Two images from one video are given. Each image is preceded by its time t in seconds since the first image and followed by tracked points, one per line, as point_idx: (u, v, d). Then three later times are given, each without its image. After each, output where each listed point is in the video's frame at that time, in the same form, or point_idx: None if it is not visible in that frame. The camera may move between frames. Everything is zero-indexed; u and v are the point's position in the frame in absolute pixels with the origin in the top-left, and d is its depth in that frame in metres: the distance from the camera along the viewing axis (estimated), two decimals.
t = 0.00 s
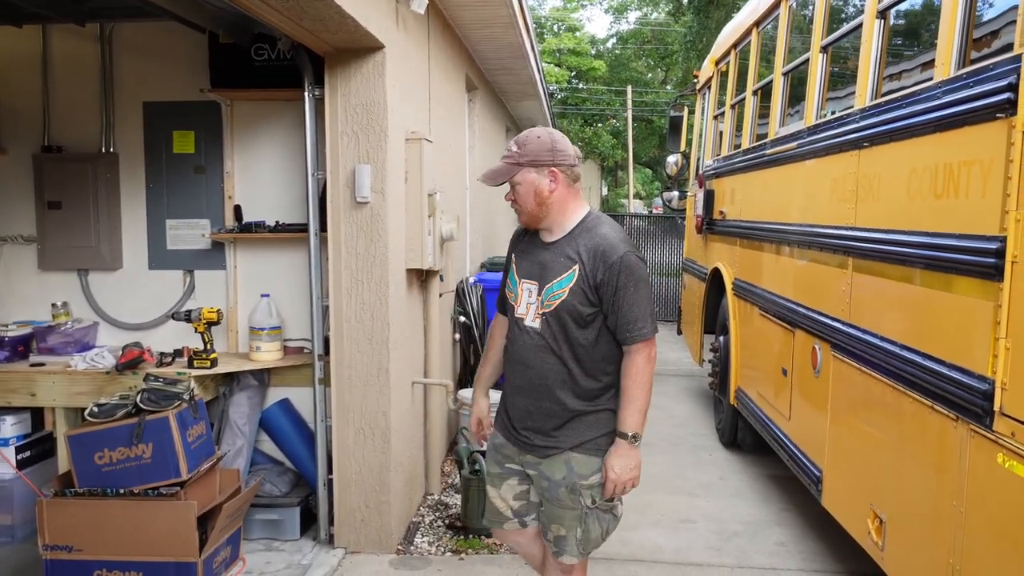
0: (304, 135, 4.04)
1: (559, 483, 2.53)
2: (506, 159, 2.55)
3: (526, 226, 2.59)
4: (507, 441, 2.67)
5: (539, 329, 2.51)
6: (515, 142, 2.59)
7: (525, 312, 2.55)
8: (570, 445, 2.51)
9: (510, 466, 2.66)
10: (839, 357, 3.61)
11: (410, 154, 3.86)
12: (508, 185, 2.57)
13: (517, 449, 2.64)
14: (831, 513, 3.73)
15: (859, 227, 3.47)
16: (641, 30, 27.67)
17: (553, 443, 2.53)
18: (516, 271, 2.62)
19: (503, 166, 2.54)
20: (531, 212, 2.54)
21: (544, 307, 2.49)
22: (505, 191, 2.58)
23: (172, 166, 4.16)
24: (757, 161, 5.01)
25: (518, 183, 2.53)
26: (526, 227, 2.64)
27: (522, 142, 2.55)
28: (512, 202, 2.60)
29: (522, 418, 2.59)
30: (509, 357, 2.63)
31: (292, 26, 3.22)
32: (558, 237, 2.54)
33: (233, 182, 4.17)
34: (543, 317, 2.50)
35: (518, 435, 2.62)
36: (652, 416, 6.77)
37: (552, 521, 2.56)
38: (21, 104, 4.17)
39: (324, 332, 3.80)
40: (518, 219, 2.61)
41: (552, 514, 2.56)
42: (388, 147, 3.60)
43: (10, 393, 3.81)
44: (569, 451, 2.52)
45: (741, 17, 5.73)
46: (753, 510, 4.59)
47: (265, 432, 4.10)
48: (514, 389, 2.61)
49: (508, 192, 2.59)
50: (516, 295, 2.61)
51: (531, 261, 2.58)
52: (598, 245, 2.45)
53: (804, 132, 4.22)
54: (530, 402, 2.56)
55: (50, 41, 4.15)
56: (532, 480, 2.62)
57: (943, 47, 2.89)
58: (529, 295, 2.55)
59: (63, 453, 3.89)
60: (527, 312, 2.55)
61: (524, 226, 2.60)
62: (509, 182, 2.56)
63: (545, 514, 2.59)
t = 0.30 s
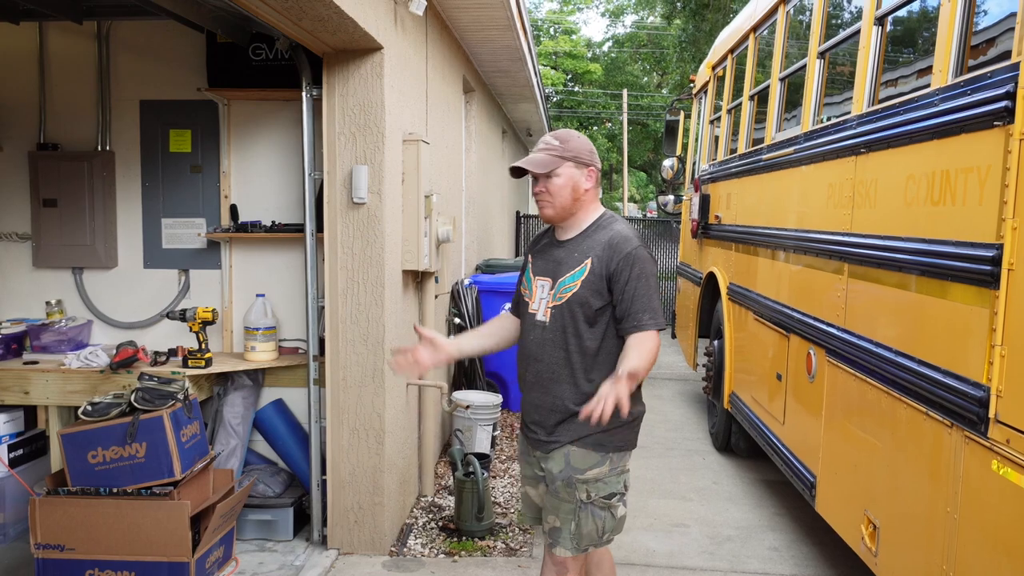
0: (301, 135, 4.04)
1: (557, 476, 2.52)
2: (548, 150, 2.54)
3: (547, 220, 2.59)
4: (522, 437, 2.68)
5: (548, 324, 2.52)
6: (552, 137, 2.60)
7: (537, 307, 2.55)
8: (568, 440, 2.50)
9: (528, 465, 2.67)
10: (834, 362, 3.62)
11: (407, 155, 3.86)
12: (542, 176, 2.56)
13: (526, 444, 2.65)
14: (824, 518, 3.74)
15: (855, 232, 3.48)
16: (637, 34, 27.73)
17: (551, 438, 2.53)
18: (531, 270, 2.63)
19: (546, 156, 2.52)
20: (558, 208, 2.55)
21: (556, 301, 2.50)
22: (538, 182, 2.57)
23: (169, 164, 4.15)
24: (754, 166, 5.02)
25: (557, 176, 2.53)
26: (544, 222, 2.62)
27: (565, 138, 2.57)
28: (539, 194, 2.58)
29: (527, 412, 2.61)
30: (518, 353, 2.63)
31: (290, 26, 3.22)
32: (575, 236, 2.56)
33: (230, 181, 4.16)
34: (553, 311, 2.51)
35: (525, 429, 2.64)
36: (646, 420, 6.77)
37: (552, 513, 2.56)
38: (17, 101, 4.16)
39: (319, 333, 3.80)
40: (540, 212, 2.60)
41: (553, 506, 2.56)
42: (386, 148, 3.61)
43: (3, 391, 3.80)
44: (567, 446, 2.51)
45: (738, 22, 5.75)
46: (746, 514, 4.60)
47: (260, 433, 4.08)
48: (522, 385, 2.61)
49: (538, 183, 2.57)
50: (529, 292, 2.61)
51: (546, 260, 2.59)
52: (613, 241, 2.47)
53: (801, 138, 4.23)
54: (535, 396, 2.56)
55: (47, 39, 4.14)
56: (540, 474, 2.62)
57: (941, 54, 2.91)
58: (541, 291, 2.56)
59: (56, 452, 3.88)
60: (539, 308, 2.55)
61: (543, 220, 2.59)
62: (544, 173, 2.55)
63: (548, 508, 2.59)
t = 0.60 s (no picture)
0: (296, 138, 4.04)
1: (590, 466, 2.55)
2: (575, 156, 2.56)
3: (570, 226, 2.62)
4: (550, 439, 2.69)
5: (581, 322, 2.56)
6: (575, 143, 2.63)
7: (567, 309, 2.58)
8: (603, 432, 2.53)
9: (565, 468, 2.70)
10: (828, 366, 3.63)
11: (401, 158, 3.86)
12: (567, 182, 2.58)
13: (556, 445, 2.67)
14: (818, 521, 3.75)
15: (849, 236, 3.49)
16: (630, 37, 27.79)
17: (584, 431, 2.56)
18: (552, 275, 2.65)
19: (574, 163, 2.54)
20: (583, 214, 2.60)
21: (589, 300, 2.55)
22: (564, 186, 2.58)
23: (163, 167, 4.14)
24: (747, 170, 5.04)
25: (585, 180, 2.57)
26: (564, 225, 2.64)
27: (589, 145, 2.60)
28: (565, 198, 2.60)
29: (555, 411, 2.63)
30: (548, 354, 2.63)
31: (285, 28, 3.23)
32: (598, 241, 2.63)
33: (224, 184, 4.15)
34: (586, 309, 2.55)
35: (553, 427, 2.65)
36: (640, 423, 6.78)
37: (581, 503, 2.58)
38: (10, 103, 4.14)
39: (313, 336, 3.79)
40: (564, 216, 2.61)
41: (582, 497, 2.58)
42: (381, 151, 3.60)
43: None
44: (602, 439, 2.53)
45: (732, 26, 5.77)
46: (740, 518, 4.61)
47: (254, 436, 4.07)
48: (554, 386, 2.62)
49: (562, 188, 2.59)
50: (553, 295, 2.63)
51: (568, 262, 2.63)
52: (638, 238, 2.57)
53: (795, 142, 4.24)
54: (570, 393, 2.58)
55: (41, 41, 4.13)
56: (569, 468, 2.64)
57: (936, 59, 2.93)
58: (570, 293, 2.59)
59: (49, 456, 3.86)
60: (569, 309, 2.58)
61: (566, 226, 2.62)
62: (570, 179, 2.58)
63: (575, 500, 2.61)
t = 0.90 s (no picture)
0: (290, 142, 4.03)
1: (633, 471, 2.52)
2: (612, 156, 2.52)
3: (597, 226, 2.56)
4: (571, 447, 2.63)
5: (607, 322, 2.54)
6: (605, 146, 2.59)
7: (591, 309, 2.55)
8: (638, 434, 2.51)
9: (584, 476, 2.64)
10: (822, 367, 3.64)
11: (395, 162, 3.86)
12: (600, 181, 2.51)
13: (582, 452, 2.60)
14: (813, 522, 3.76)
15: (842, 238, 3.50)
16: (621, 40, 27.87)
17: (617, 434, 2.52)
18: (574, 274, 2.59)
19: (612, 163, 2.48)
20: (612, 214, 2.56)
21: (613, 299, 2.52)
22: (599, 184, 2.51)
23: (156, 171, 4.13)
24: (740, 172, 5.05)
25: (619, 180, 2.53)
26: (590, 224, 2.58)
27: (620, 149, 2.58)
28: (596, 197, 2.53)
29: (580, 417, 2.57)
30: (569, 355, 2.60)
31: (279, 32, 3.23)
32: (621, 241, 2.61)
33: (217, 188, 4.15)
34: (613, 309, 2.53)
35: (577, 435, 2.58)
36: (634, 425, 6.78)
37: (630, 511, 2.56)
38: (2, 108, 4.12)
39: (308, 340, 3.78)
40: (594, 214, 2.55)
41: (629, 505, 2.55)
42: (375, 155, 3.60)
43: None
44: (637, 440, 2.51)
45: (724, 29, 5.79)
46: (736, 519, 4.61)
47: (248, 441, 4.06)
48: (576, 387, 2.57)
49: (593, 188, 2.52)
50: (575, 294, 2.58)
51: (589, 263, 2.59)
52: (659, 238, 2.59)
53: (787, 144, 4.26)
54: (597, 396, 2.54)
55: (33, 45, 4.11)
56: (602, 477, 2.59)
57: (928, 61, 2.95)
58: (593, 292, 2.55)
59: (42, 462, 3.84)
60: (591, 308, 2.55)
61: (592, 225, 2.57)
62: (603, 178, 2.51)
63: (620, 508, 2.57)
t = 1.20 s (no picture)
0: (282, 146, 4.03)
1: (663, 489, 2.55)
2: (641, 158, 2.55)
3: (625, 229, 2.53)
4: (589, 461, 2.61)
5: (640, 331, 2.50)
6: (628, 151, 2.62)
7: (621, 318, 2.51)
8: (669, 451, 2.53)
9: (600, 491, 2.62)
10: (813, 372, 3.65)
11: (387, 166, 3.86)
12: (630, 183, 2.53)
13: (606, 467, 2.58)
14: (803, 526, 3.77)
15: (833, 244, 3.51)
16: (614, 45, 27.95)
17: (649, 452, 2.53)
18: (593, 282, 2.55)
19: (642, 163, 2.51)
20: (641, 218, 2.54)
21: (644, 309, 2.49)
22: (628, 185, 2.53)
23: (147, 175, 4.12)
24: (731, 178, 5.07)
25: (646, 184, 2.55)
26: (616, 228, 2.54)
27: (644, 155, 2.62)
28: (625, 199, 2.53)
29: (607, 431, 2.55)
30: (595, 365, 2.54)
31: (272, 37, 3.23)
32: (646, 249, 2.57)
33: (209, 192, 4.14)
34: (644, 318, 2.50)
35: (604, 452, 2.57)
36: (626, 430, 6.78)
37: (658, 528, 2.58)
38: None
39: (299, 345, 3.78)
40: (622, 217, 2.52)
41: (656, 522, 2.58)
42: (367, 159, 3.60)
43: None
44: (667, 458, 2.54)
45: (715, 35, 5.80)
46: (727, 524, 4.62)
47: (239, 445, 4.05)
48: (599, 399, 2.55)
49: (622, 190, 2.53)
50: (600, 304, 2.54)
51: (612, 271, 2.54)
52: (688, 249, 2.55)
53: (778, 150, 4.27)
54: (627, 409, 2.52)
55: (25, 49, 4.10)
56: (626, 494, 2.59)
57: (918, 67, 2.96)
58: (620, 302, 2.51)
59: (32, 467, 3.82)
60: (622, 318, 2.51)
61: (621, 228, 2.53)
62: (633, 180, 2.53)
63: (646, 525, 2.59)
